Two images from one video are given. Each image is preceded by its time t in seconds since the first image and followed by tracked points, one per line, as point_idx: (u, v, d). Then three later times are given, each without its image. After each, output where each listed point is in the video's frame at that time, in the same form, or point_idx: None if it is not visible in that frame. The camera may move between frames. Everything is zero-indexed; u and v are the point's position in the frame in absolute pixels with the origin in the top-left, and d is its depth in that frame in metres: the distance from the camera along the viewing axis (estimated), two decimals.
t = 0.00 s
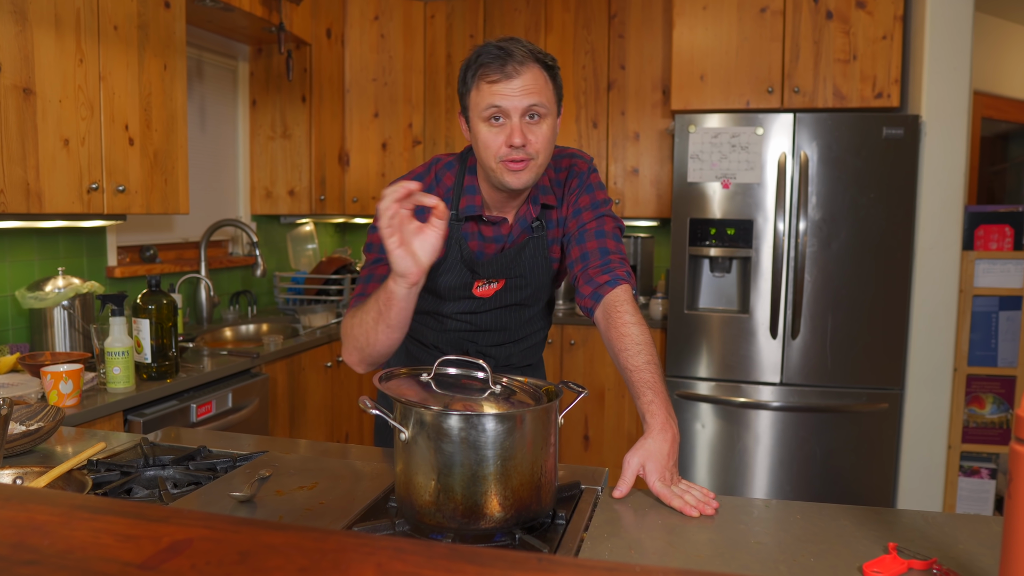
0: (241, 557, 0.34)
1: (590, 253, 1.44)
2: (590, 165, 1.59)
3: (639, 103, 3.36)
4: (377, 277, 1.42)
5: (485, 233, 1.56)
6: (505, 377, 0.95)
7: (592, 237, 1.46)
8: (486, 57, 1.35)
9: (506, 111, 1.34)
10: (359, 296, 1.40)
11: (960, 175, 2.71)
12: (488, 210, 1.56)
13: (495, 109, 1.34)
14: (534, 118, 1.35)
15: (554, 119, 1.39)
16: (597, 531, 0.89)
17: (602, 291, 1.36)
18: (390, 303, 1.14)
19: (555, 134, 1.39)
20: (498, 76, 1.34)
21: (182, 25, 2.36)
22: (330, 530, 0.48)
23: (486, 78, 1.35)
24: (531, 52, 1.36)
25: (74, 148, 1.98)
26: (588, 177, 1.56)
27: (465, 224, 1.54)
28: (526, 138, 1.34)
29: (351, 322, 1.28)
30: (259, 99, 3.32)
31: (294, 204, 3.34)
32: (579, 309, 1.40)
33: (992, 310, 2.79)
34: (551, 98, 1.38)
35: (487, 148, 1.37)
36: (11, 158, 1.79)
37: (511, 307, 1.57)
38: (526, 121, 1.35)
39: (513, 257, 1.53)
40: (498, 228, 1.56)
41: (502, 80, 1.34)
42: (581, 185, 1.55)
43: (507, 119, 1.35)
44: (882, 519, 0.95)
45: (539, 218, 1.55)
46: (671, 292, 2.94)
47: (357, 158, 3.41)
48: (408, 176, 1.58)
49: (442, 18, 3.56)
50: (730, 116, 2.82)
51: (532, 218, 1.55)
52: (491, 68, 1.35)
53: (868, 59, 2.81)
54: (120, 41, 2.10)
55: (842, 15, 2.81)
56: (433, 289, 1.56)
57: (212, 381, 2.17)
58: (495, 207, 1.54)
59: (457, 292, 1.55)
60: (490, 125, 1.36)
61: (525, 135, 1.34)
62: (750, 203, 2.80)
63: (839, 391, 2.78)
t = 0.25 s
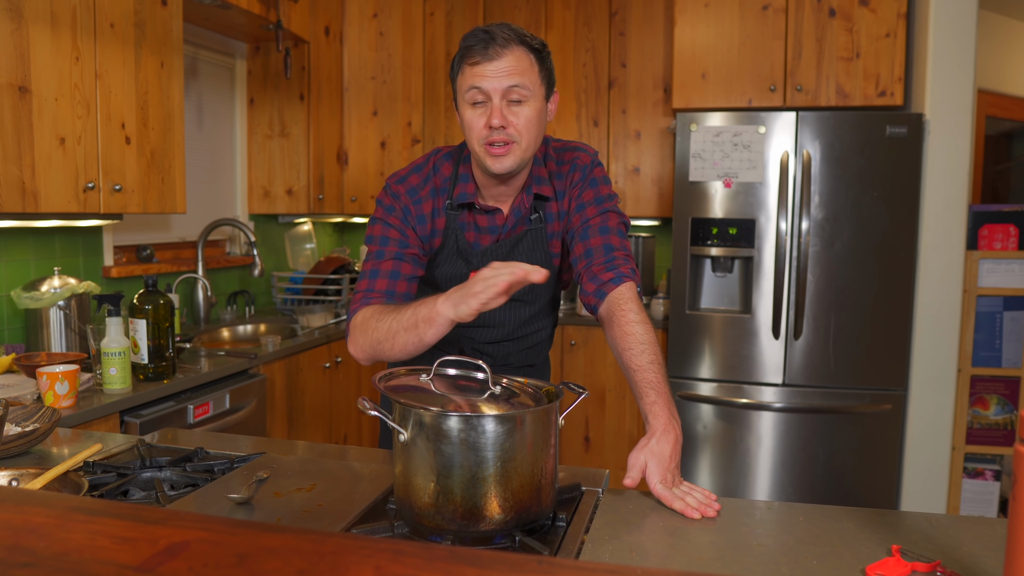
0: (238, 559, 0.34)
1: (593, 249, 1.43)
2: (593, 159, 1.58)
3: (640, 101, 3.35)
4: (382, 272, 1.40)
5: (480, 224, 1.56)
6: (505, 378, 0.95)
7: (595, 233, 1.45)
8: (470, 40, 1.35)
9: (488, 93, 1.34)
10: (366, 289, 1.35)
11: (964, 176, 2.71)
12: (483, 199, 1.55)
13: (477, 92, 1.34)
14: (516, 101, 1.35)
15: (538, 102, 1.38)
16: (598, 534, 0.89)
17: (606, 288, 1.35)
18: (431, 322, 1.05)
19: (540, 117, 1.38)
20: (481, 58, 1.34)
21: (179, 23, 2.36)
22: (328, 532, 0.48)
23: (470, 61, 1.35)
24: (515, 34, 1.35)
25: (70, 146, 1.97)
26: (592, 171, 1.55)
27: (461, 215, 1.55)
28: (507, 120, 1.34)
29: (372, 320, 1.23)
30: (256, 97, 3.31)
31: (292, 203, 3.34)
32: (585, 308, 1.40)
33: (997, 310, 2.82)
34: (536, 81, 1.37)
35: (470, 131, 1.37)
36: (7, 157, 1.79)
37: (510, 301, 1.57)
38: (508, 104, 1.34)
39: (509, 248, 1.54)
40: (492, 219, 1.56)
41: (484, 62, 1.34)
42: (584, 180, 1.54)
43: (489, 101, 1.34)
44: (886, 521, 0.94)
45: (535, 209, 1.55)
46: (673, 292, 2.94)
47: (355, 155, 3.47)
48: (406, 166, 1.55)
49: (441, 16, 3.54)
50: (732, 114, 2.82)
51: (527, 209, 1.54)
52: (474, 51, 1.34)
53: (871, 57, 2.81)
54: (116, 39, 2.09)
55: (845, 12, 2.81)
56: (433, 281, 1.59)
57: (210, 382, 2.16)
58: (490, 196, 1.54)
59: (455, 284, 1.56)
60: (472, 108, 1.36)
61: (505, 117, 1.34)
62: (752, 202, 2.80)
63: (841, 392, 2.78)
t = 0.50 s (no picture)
0: (235, 562, 0.34)
1: (592, 250, 1.43)
2: (593, 160, 1.59)
3: (641, 99, 3.35)
4: (380, 266, 1.39)
5: (478, 225, 1.55)
6: (504, 379, 0.95)
7: (595, 234, 1.46)
8: (487, 43, 1.34)
9: (500, 101, 1.33)
10: (363, 281, 1.35)
11: (968, 174, 2.71)
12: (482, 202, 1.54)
13: (489, 97, 1.33)
14: (527, 112, 1.34)
15: (549, 114, 1.37)
16: (598, 536, 0.88)
17: (606, 289, 1.35)
18: (449, 303, 1.09)
19: (548, 129, 1.38)
20: (496, 64, 1.32)
21: (176, 20, 2.36)
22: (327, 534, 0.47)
23: (485, 64, 1.33)
24: (533, 43, 1.34)
25: (66, 145, 1.97)
26: (591, 172, 1.57)
27: (459, 215, 1.53)
28: (515, 130, 1.34)
29: (373, 308, 1.25)
30: (254, 95, 3.29)
31: (290, 202, 3.29)
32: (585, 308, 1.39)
33: (1000, 310, 2.79)
34: (548, 93, 1.37)
35: (478, 135, 1.36)
36: (3, 156, 1.78)
37: (508, 303, 1.56)
38: (519, 114, 1.34)
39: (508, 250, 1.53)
40: (491, 220, 1.55)
41: (499, 68, 1.32)
42: (584, 181, 1.55)
43: (500, 109, 1.34)
44: (889, 523, 0.94)
45: (534, 211, 1.55)
46: (674, 293, 2.92)
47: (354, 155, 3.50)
48: (406, 164, 1.54)
49: (441, 13, 3.54)
50: (734, 113, 2.81)
51: (526, 211, 1.54)
52: (490, 55, 1.33)
53: (874, 55, 2.80)
54: (113, 37, 2.09)
55: (848, 10, 2.81)
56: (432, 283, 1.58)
57: (208, 382, 2.16)
58: (488, 197, 1.52)
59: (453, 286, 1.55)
60: (482, 112, 1.35)
61: (515, 127, 1.34)
62: (755, 201, 2.79)
63: (845, 393, 2.78)
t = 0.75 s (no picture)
0: (233, 565, 0.33)
1: (596, 251, 1.43)
2: (599, 163, 1.60)
3: (643, 98, 3.35)
4: (362, 266, 1.37)
5: (485, 228, 1.55)
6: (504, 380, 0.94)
7: (598, 236, 1.46)
8: (516, 50, 1.32)
9: (526, 110, 1.32)
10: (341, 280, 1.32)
11: (973, 172, 2.70)
12: (489, 205, 1.54)
13: (515, 105, 1.33)
14: (551, 122, 1.34)
15: (572, 126, 1.37)
16: (599, 538, 0.88)
17: (608, 290, 1.34)
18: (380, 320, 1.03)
19: (571, 140, 1.38)
20: (524, 72, 1.32)
21: (173, 18, 2.35)
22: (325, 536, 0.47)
23: (512, 71, 1.32)
24: (563, 53, 1.33)
25: (62, 144, 1.96)
26: (597, 175, 1.57)
27: (465, 217, 1.53)
28: (539, 140, 1.33)
29: (335, 310, 1.19)
30: (252, 93, 3.27)
31: (288, 201, 3.29)
32: (586, 309, 1.38)
33: (1005, 311, 2.78)
34: (574, 104, 1.36)
35: (500, 141, 1.36)
36: None
37: (511, 305, 1.56)
38: (543, 124, 1.34)
39: (513, 252, 1.52)
40: (499, 223, 1.55)
41: (526, 77, 1.32)
42: (589, 183, 1.55)
43: (524, 118, 1.33)
44: (892, 525, 0.93)
45: (544, 214, 1.54)
46: (676, 293, 2.91)
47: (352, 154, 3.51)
48: (410, 163, 1.54)
49: (440, 11, 3.51)
50: (736, 111, 2.81)
51: (536, 215, 1.54)
52: (519, 62, 1.32)
53: (878, 53, 2.80)
54: (109, 35, 2.09)
55: (851, 7, 2.80)
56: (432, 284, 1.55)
57: (205, 383, 2.15)
58: (497, 200, 1.52)
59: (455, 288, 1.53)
60: (506, 119, 1.35)
61: (538, 138, 1.33)
62: (757, 199, 2.79)
63: (848, 394, 2.77)
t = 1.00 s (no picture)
0: (230, 567, 0.33)
1: (597, 250, 1.43)
2: (599, 162, 1.60)
3: (643, 96, 3.34)
4: (358, 268, 1.40)
5: (484, 226, 1.53)
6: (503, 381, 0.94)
7: (600, 234, 1.45)
8: (524, 50, 1.32)
9: (531, 111, 1.32)
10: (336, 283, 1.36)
11: (978, 171, 2.69)
12: (488, 202, 1.53)
13: (521, 106, 1.32)
14: (557, 124, 1.34)
15: (577, 128, 1.37)
16: (600, 540, 0.88)
17: (609, 289, 1.34)
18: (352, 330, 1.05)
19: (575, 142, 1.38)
20: (531, 72, 1.31)
21: (170, 16, 2.35)
22: (323, 538, 0.46)
23: (519, 72, 1.32)
24: (570, 55, 1.33)
25: (58, 143, 1.96)
26: (597, 173, 1.57)
27: (463, 215, 1.52)
28: (544, 142, 1.33)
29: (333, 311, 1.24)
30: (249, 91, 3.28)
31: (286, 200, 3.30)
32: (587, 308, 1.38)
33: (1010, 311, 2.78)
34: (579, 106, 1.36)
35: (503, 141, 1.36)
36: None
37: (510, 305, 1.55)
38: (549, 126, 1.34)
39: (512, 251, 1.51)
40: (498, 221, 1.53)
41: (533, 78, 1.31)
42: (590, 181, 1.55)
43: (530, 118, 1.33)
44: (896, 527, 0.93)
45: (543, 213, 1.54)
46: (678, 292, 2.92)
47: (351, 153, 3.49)
48: (409, 160, 1.55)
49: (439, 9, 3.50)
50: (738, 109, 2.81)
51: (536, 213, 1.53)
52: (526, 62, 1.31)
53: (881, 50, 2.79)
54: (105, 33, 2.08)
55: (854, 5, 2.80)
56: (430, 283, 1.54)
57: (202, 384, 2.15)
58: (497, 198, 1.51)
59: (453, 287, 1.53)
60: (511, 119, 1.35)
61: (543, 139, 1.33)
62: (759, 199, 2.78)
63: (851, 395, 2.77)
